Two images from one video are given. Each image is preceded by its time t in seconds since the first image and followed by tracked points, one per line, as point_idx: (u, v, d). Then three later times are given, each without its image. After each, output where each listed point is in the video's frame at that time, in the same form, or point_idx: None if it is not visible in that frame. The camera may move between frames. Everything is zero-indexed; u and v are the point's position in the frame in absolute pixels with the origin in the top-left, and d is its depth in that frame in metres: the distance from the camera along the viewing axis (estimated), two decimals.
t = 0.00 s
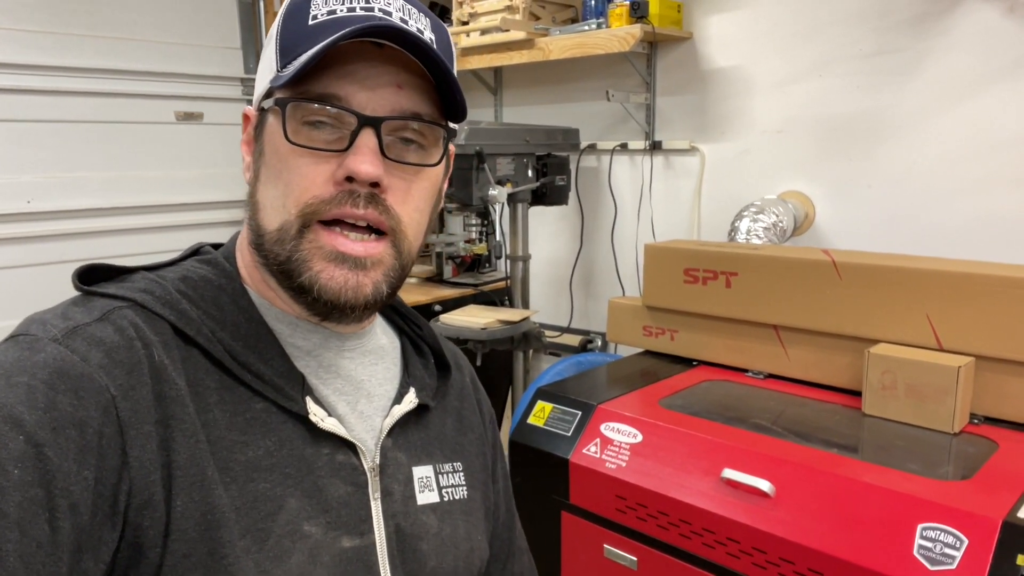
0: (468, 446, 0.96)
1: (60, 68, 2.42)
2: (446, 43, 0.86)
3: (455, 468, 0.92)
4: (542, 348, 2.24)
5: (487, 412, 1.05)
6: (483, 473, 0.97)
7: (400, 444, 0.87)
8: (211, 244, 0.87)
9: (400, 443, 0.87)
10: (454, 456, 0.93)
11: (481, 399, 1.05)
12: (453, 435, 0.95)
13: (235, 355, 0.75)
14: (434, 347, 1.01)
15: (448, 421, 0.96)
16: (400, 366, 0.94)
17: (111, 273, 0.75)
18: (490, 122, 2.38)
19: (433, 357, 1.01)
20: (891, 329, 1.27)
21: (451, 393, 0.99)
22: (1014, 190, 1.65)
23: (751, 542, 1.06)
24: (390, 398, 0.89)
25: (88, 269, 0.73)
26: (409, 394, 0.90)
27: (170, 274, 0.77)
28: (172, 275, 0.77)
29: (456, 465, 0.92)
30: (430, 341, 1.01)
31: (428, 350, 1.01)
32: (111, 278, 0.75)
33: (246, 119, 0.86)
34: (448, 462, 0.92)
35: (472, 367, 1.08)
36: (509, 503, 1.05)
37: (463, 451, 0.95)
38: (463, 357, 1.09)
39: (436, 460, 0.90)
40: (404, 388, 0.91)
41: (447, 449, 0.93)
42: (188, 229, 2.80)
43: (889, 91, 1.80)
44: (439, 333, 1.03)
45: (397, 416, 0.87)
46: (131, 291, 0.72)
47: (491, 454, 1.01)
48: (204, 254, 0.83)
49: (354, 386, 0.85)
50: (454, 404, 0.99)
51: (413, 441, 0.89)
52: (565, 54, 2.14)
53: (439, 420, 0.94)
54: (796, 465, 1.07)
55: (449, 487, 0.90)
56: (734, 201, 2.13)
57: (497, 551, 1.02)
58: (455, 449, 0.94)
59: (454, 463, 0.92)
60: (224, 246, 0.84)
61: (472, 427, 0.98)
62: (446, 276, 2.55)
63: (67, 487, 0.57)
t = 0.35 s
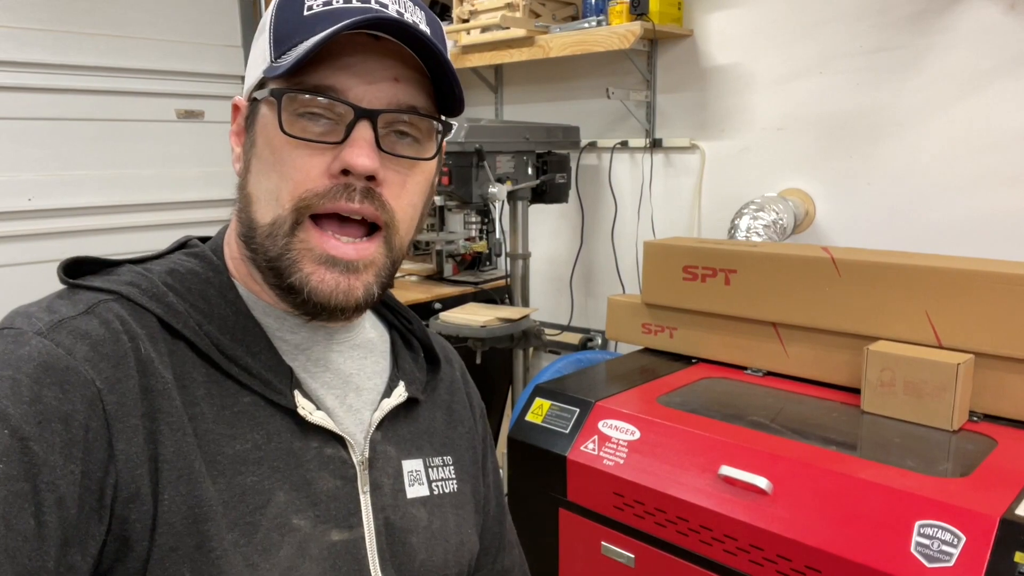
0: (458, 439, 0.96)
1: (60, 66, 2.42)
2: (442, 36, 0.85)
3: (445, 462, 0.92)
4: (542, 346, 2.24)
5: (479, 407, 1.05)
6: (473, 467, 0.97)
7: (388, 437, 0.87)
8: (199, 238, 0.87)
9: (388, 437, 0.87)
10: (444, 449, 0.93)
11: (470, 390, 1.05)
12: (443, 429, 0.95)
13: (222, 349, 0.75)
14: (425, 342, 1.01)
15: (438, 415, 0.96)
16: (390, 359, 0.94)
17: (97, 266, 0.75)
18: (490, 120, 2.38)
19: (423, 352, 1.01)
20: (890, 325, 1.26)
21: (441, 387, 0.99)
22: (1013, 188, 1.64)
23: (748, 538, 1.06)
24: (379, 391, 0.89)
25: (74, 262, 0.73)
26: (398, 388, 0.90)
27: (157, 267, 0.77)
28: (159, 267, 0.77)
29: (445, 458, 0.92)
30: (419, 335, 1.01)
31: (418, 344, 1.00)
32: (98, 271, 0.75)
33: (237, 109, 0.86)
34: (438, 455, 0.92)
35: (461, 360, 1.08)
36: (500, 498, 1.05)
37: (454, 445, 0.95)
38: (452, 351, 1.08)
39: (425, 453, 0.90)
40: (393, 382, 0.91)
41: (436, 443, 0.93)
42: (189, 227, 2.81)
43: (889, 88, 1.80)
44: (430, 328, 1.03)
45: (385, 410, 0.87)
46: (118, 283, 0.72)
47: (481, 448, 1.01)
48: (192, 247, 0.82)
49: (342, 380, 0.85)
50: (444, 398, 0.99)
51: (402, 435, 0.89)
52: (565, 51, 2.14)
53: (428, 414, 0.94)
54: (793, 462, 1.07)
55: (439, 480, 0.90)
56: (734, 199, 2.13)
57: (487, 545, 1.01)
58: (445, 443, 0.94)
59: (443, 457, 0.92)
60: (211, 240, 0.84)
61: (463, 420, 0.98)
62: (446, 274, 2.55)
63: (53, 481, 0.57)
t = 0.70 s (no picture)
0: (463, 431, 0.97)
1: (65, 64, 2.43)
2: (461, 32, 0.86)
3: (450, 454, 0.92)
4: (546, 344, 2.24)
5: (485, 401, 1.05)
6: (475, 460, 0.97)
7: (394, 429, 0.87)
8: (205, 227, 0.87)
9: (394, 428, 0.87)
10: (449, 442, 0.93)
11: (480, 385, 1.05)
12: (449, 422, 0.95)
13: (228, 339, 0.75)
14: (435, 334, 1.02)
15: (444, 408, 0.96)
16: (398, 351, 0.95)
17: (106, 254, 0.75)
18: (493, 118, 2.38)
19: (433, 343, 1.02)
20: (895, 321, 1.26)
21: (450, 378, 1.00)
22: (1017, 185, 1.64)
23: (751, 533, 1.06)
24: (386, 383, 0.89)
25: (82, 251, 0.74)
26: (407, 379, 0.90)
27: (164, 256, 0.77)
28: (166, 257, 0.77)
29: (450, 451, 0.93)
30: (430, 328, 1.02)
31: (429, 337, 1.01)
32: (105, 260, 0.76)
33: (252, 96, 0.86)
34: (443, 448, 0.92)
35: (472, 354, 1.09)
36: (503, 492, 1.05)
37: (459, 438, 0.95)
38: (465, 346, 1.09)
39: (431, 445, 0.90)
40: (401, 373, 0.91)
41: (442, 435, 0.93)
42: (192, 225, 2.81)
43: (892, 85, 1.79)
44: (440, 321, 1.04)
45: (392, 401, 0.87)
46: (124, 272, 0.72)
47: (485, 442, 1.02)
48: (199, 236, 0.83)
49: (349, 371, 0.85)
50: (452, 390, 0.99)
51: (407, 426, 0.90)
52: (568, 49, 2.14)
53: (436, 406, 0.95)
54: (797, 456, 1.07)
55: (443, 473, 0.90)
56: (737, 196, 2.13)
57: (490, 538, 1.02)
58: (450, 435, 0.94)
59: (448, 449, 0.92)
60: (220, 228, 0.84)
61: (469, 414, 0.99)
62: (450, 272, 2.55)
63: (59, 469, 0.58)
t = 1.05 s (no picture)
0: (462, 418, 0.97)
1: (71, 63, 2.45)
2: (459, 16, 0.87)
3: (447, 439, 0.94)
4: (550, 341, 2.25)
5: (486, 384, 1.06)
6: (476, 445, 0.98)
7: (394, 414, 0.89)
8: (207, 215, 0.88)
9: (394, 413, 0.89)
10: (446, 426, 0.95)
11: (480, 368, 1.06)
12: (449, 407, 0.96)
13: (229, 325, 0.76)
14: (436, 319, 1.03)
15: (444, 393, 0.97)
16: (399, 337, 0.95)
17: (108, 241, 0.76)
18: (497, 116, 2.39)
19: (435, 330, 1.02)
20: (898, 316, 1.26)
21: (451, 364, 1.00)
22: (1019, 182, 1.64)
23: (754, 526, 1.06)
24: (387, 368, 0.90)
25: (84, 238, 0.75)
26: (407, 365, 0.91)
27: (167, 243, 0.78)
28: (168, 243, 0.78)
29: (447, 435, 0.94)
30: (431, 313, 1.02)
31: (429, 321, 1.02)
32: (108, 247, 0.76)
33: (250, 83, 0.87)
34: (439, 432, 0.94)
35: (473, 341, 1.09)
36: (506, 474, 1.07)
37: (458, 422, 0.96)
38: (466, 333, 1.10)
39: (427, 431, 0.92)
40: (402, 359, 0.92)
41: (439, 420, 0.94)
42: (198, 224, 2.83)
43: (895, 82, 1.80)
44: (441, 307, 1.04)
45: (393, 387, 0.88)
46: (126, 259, 0.73)
47: (487, 424, 1.03)
48: (201, 224, 0.84)
49: (350, 356, 0.86)
50: (453, 375, 1.00)
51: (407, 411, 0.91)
52: (572, 47, 2.14)
53: (436, 392, 0.95)
54: (799, 449, 1.07)
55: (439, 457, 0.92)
56: (741, 194, 2.13)
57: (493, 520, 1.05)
58: (448, 420, 0.95)
59: (445, 434, 0.94)
60: (221, 215, 0.85)
61: (469, 398, 1.00)
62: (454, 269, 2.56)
63: (65, 454, 0.58)
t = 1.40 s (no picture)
0: (466, 424, 0.97)
1: (77, 67, 2.46)
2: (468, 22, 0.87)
3: (452, 445, 0.94)
4: (554, 344, 2.24)
5: (491, 392, 1.06)
6: (481, 452, 0.98)
7: (400, 419, 0.89)
8: (213, 219, 0.88)
9: (400, 419, 0.89)
10: (450, 433, 0.95)
11: (485, 376, 1.06)
12: (454, 413, 0.96)
13: (235, 330, 0.76)
14: (442, 325, 1.03)
15: (450, 400, 0.97)
16: (404, 343, 0.95)
17: (113, 245, 0.77)
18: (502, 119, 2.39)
19: (440, 335, 1.03)
20: (903, 320, 1.26)
21: (455, 372, 1.00)
22: None
23: (759, 530, 1.06)
24: (393, 374, 0.90)
25: (90, 243, 0.75)
26: (413, 371, 0.91)
27: (173, 248, 0.78)
28: (174, 248, 0.78)
29: (452, 441, 0.94)
30: (436, 319, 1.03)
31: (434, 328, 1.02)
32: (114, 251, 0.77)
33: (259, 88, 0.87)
34: (444, 438, 0.93)
35: (477, 347, 1.09)
36: (509, 482, 1.07)
37: (463, 429, 0.96)
38: (469, 339, 1.09)
39: (433, 437, 0.92)
40: (408, 365, 0.92)
41: (443, 425, 0.94)
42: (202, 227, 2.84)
43: (900, 85, 1.79)
44: (447, 314, 1.05)
45: (399, 393, 0.88)
46: (132, 264, 0.74)
47: (490, 433, 1.03)
48: (207, 228, 0.84)
49: (356, 362, 0.86)
50: (457, 383, 1.00)
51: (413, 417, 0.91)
52: (577, 51, 2.15)
53: (441, 399, 0.95)
54: (804, 454, 1.07)
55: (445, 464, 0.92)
56: (745, 197, 2.13)
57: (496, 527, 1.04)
58: (451, 426, 0.95)
59: (450, 440, 0.94)
60: (227, 221, 0.86)
61: (474, 405, 1.00)
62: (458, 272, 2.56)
63: (69, 458, 0.59)
